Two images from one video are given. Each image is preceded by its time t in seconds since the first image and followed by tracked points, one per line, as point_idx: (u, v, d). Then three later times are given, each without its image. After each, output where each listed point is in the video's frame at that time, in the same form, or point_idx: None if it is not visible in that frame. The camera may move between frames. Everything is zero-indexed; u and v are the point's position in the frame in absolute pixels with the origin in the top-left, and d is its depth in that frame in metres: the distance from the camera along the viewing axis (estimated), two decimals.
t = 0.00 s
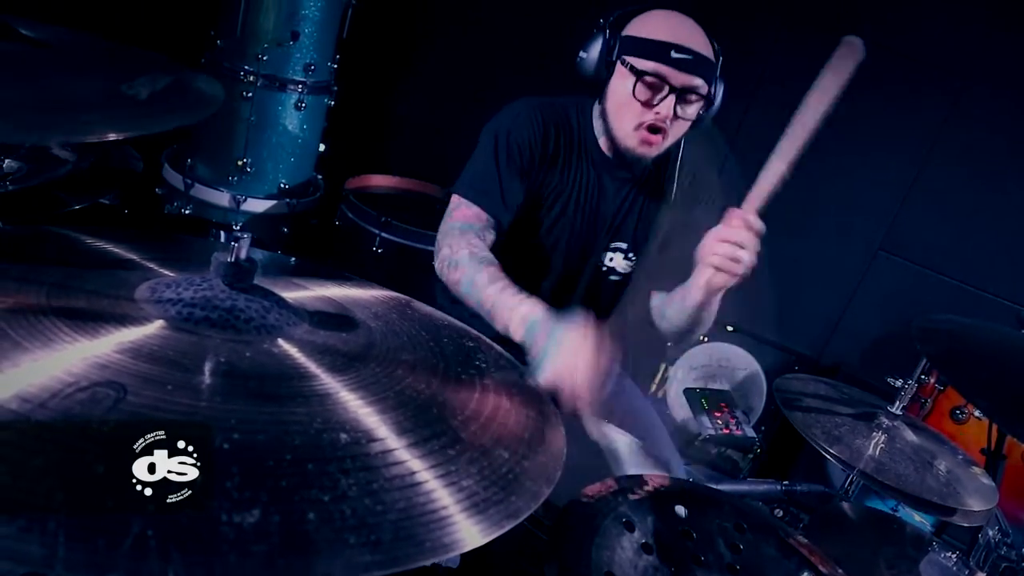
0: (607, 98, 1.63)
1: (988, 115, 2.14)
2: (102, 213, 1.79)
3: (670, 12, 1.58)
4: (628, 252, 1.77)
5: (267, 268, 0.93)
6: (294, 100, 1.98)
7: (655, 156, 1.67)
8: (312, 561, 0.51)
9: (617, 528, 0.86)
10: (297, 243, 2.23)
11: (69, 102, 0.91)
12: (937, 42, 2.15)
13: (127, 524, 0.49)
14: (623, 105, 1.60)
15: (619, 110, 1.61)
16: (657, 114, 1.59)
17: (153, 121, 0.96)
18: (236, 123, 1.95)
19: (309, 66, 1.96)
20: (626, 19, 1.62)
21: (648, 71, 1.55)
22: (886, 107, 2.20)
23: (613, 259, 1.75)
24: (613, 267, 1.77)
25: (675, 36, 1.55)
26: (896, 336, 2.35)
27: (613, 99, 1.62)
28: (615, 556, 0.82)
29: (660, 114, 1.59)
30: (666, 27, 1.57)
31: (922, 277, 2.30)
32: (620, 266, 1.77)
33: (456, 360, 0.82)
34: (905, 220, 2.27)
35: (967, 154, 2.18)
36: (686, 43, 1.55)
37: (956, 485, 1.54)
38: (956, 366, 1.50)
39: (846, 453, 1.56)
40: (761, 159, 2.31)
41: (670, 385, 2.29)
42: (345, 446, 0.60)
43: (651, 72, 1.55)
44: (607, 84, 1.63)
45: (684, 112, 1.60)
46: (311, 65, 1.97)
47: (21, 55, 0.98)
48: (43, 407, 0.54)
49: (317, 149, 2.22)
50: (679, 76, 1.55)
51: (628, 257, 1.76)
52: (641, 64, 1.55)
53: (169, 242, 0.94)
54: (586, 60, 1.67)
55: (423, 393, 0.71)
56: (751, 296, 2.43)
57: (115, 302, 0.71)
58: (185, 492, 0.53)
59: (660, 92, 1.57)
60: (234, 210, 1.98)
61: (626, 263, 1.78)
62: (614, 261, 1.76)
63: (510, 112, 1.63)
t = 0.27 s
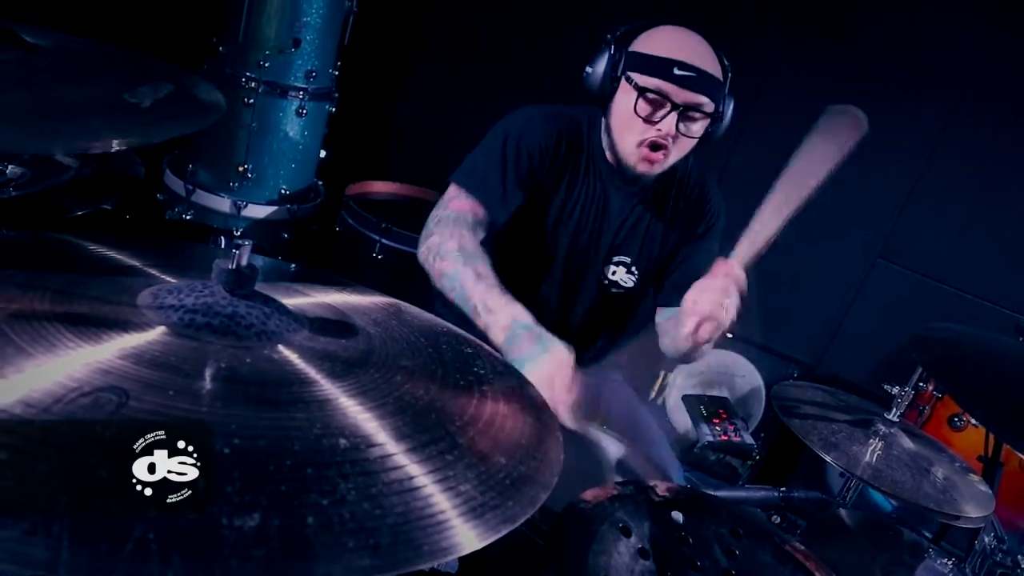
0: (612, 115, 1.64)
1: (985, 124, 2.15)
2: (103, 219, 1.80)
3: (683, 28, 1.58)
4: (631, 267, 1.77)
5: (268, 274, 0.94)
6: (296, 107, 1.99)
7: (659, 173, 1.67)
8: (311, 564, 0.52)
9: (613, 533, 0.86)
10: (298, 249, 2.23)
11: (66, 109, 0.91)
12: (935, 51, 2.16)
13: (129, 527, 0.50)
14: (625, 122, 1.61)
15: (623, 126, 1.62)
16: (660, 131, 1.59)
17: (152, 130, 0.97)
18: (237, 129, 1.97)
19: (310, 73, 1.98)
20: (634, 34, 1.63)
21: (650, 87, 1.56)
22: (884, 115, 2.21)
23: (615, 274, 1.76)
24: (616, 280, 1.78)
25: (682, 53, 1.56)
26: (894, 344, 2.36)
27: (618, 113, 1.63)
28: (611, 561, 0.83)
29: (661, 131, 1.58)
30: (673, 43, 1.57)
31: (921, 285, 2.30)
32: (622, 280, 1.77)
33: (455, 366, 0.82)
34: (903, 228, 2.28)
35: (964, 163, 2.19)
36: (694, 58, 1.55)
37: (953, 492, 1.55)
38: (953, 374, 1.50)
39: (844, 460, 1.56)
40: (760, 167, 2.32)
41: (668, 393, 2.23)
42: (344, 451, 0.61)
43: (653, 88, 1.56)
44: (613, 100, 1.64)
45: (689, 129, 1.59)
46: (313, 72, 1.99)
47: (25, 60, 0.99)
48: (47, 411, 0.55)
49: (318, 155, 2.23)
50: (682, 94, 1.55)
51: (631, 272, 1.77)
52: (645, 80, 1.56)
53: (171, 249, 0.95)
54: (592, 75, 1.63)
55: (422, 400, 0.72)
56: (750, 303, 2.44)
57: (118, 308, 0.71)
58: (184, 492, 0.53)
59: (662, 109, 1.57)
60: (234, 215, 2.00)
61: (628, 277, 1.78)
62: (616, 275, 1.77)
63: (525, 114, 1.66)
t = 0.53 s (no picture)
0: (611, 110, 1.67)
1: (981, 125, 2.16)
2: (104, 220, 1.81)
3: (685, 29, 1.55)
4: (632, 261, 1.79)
5: (270, 272, 0.95)
6: (295, 108, 2.00)
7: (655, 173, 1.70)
8: (313, 554, 0.53)
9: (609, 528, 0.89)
10: (298, 250, 2.24)
11: (57, 130, 0.91)
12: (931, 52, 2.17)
13: (134, 519, 0.51)
14: (621, 121, 1.65)
15: (619, 124, 1.66)
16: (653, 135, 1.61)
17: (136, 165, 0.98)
18: (237, 130, 1.98)
19: (309, 74, 1.99)
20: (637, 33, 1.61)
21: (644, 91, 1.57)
22: (880, 116, 2.23)
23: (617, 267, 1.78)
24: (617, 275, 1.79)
25: (680, 58, 1.52)
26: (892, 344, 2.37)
27: (614, 112, 1.66)
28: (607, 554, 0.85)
29: (655, 135, 1.60)
30: (673, 47, 1.53)
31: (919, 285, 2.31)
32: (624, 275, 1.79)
33: (454, 362, 0.83)
34: (901, 228, 2.29)
35: (961, 164, 2.20)
36: (695, 67, 1.53)
37: (950, 490, 1.55)
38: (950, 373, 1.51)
39: (841, 458, 1.57)
40: (757, 168, 2.34)
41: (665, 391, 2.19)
42: (345, 445, 0.62)
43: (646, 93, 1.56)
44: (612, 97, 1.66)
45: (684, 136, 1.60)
46: (312, 73, 2.00)
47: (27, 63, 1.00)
48: (53, 405, 0.56)
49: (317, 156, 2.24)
50: (676, 101, 1.54)
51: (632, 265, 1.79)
52: (638, 84, 1.56)
53: (171, 247, 0.96)
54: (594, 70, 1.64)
55: (421, 395, 0.73)
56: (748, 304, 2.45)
57: (120, 306, 0.72)
58: (184, 492, 0.54)
59: (656, 114, 1.58)
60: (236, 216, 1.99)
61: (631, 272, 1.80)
62: (617, 269, 1.78)
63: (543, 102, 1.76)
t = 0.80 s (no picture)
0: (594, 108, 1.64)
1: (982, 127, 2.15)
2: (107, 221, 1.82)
3: (679, 36, 1.51)
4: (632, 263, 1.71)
5: (273, 275, 0.96)
6: (296, 110, 2.01)
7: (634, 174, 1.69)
8: (314, 553, 0.53)
9: (620, 517, 0.91)
10: (297, 252, 2.25)
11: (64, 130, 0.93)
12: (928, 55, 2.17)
13: (139, 517, 0.52)
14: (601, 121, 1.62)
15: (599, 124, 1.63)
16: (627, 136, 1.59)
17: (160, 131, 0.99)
18: (237, 133, 1.99)
19: (310, 77, 2.00)
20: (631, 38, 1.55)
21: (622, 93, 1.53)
22: (878, 118, 2.23)
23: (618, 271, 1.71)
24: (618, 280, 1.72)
25: (667, 64, 1.48)
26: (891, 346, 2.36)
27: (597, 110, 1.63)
28: (614, 541, 0.87)
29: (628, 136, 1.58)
30: (661, 52, 1.49)
31: (918, 287, 2.30)
32: (625, 279, 1.71)
33: (454, 365, 0.84)
34: (899, 231, 2.29)
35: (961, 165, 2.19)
36: (682, 76, 1.49)
37: (947, 492, 1.56)
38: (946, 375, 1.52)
39: (838, 460, 1.58)
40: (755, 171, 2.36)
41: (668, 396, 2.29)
42: (346, 446, 0.63)
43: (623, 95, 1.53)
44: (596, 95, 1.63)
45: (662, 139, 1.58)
46: (313, 76, 2.01)
47: (32, 67, 1.01)
48: (58, 406, 0.57)
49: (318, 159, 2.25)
50: (649, 103, 1.51)
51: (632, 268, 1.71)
52: (616, 85, 1.52)
53: (175, 251, 0.97)
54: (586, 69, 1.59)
55: (421, 397, 0.73)
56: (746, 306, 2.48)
57: (124, 307, 0.73)
58: (184, 492, 0.54)
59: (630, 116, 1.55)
60: (234, 218, 2.01)
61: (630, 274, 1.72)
62: (617, 273, 1.71)
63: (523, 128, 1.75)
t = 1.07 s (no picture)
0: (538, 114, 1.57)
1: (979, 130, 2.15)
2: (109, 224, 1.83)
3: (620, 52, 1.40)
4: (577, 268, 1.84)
5: (274, 278, 0.97)
6: (296, 114, 2.03)
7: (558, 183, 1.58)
8: (319, 549, 0.54)
9: (615, 520, 0.91)
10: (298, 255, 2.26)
11: (69, 133, 0.94)
12: (925, 58, 2.18)
13: (146, 513, 0.53)
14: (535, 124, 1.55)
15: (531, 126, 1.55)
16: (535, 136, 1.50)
17: (154, 155, 1.00)
18: (238, 136, 2.00)
19: (310, 80, 2.01)
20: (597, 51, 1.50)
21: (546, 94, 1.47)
22: (876, 121, 2.24)
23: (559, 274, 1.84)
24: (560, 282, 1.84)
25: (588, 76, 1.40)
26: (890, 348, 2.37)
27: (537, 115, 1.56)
28: (608, 543, 0.88)
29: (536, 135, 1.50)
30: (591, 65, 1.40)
31: (916, 289, 2.31)
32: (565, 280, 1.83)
33: (454, 365, 0.85)
34: (898, 233, 2.30)
35: (959, 167, 2.19)
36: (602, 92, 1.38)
37: (945, 492, 1.57)
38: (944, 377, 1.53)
39: (837, 460, 1.59)
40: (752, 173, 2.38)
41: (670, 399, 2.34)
42: (349, 444, 0.63)
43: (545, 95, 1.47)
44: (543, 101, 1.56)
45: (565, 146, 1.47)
46: (313, 79, 2.01)
47: (34, 73, 1.02)
48: (66, 405, 0.58)
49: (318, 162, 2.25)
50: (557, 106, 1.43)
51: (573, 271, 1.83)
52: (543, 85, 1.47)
53: (176, 253, 0.98)
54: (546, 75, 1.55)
55: (422, 396, 0.74)
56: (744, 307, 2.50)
57: (128, 309, 0.74)
58: (185, 492, 0.55)
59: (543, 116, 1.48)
60: (234, 222, 2.04)
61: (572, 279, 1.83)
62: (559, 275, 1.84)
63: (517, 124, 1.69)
